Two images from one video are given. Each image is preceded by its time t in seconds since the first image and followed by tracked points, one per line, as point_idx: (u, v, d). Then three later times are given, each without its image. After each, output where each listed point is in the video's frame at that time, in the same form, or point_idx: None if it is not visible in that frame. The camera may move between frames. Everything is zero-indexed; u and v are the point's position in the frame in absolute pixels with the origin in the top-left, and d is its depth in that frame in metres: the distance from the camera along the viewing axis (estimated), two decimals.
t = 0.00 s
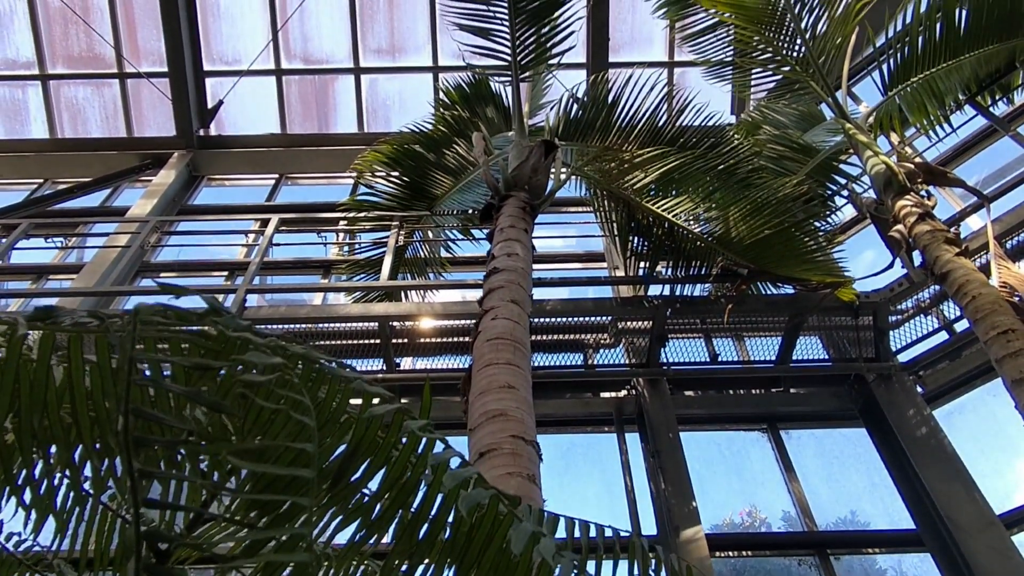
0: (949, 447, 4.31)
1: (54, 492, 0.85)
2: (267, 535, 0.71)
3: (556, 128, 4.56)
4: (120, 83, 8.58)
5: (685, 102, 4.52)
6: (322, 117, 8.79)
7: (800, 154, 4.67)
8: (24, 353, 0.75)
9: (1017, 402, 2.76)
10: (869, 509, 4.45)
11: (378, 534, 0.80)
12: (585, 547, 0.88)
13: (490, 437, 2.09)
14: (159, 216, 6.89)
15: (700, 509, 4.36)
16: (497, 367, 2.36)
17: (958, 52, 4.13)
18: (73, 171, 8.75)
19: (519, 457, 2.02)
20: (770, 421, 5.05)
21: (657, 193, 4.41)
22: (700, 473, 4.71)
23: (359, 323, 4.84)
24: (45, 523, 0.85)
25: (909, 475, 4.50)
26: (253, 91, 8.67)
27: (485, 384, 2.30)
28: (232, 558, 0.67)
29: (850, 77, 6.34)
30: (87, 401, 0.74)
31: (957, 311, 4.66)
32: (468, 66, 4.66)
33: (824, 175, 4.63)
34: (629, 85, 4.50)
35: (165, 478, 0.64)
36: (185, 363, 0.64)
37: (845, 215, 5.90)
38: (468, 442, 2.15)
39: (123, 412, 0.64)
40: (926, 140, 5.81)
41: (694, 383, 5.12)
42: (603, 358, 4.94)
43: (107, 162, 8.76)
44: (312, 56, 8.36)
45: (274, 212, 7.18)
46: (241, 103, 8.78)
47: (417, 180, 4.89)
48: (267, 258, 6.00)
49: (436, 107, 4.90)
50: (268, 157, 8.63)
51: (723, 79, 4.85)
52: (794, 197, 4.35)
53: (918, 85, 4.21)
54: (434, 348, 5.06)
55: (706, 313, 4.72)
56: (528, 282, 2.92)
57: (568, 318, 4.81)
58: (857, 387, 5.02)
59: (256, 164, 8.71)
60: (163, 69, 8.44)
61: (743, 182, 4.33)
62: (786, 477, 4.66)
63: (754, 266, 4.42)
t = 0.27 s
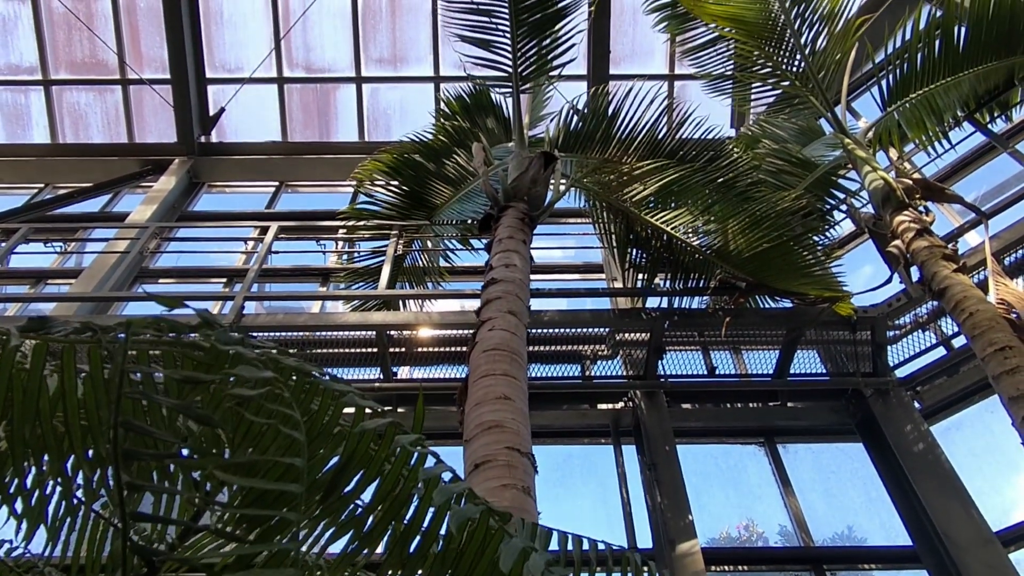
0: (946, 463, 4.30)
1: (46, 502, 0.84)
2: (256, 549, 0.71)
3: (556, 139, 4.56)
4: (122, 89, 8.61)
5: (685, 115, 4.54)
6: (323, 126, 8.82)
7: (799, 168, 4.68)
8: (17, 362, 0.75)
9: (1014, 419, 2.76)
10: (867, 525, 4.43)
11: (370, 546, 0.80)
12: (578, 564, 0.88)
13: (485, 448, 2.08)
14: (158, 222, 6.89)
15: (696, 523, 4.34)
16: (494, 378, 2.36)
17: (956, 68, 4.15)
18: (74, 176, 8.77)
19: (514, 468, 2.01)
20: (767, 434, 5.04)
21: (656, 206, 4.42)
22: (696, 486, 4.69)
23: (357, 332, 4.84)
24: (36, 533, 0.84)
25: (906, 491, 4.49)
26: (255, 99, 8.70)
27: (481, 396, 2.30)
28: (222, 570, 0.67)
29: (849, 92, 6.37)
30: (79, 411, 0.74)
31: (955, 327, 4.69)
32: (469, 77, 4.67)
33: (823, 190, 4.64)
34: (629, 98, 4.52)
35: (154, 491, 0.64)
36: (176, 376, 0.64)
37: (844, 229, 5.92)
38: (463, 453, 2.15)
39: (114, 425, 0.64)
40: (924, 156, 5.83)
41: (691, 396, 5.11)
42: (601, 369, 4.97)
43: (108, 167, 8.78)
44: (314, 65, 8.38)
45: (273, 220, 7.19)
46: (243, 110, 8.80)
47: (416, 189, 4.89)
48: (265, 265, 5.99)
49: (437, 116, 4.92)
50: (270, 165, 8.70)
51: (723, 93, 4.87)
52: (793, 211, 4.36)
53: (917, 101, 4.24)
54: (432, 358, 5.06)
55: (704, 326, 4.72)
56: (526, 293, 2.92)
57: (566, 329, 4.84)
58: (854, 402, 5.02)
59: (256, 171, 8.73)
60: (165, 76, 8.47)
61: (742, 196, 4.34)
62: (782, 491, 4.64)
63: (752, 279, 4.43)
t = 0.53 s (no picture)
0: (939, 476, 4.30)
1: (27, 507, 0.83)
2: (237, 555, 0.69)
3: (554, 147, 4.61)
4: (122, 90, 8.62)
5: (682, 125, 4.56)
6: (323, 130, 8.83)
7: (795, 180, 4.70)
8: None
9: (1006, 433, 2.76)
10: (860, 537, 4.42)
11: (357, 549, 0.79)
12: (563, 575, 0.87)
13: (476, 455, 2.08)
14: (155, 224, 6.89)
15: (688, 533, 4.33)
16: (486, 385, 2.35)
17: (953, 83, 4.16)
18: (72, 176, 8.77)
19: (505, 476, 2.01)
20: (761, 445, 5.04)
21: (652, 215, 4.42)
22: (689, 497, 4.69)
23: (351, 337, 4.83)
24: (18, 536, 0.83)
25: (899, 505, 4.49)
26: (255, 102, 8.71)
27: (473, 402, 2.29)
28: None
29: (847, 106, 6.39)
30: (59, 412, 0.73)
31: (949, 341, 4.63)
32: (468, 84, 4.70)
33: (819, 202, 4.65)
34: (628, 107, 4.54)
35: (131, 495, 0.63)
36: (154, 379, 0.63)
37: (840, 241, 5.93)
38: (454, 460, 2.14)
39: (91, 428, 0.63)
40: (920, 170, 5.86)
41: (685, 406, 5.10)
42: (594, 377, 4.94)
43: (106, 168, 8.78)
44: (315, 69, 8.41)
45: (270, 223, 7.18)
46: (243, 113, 8.81)
47: (414, 195, 4.90)
48: (261, 268, 5.98)
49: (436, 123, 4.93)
50: (268, 168, 8.69)
51: (721, 105, 4.88)
52: (788, 223, 4.38)
53: (913, 115, 4.27)
54: (426, 364, 5.05)
55: (699, 336, 4.72)
56: (520, 300, 2.92)
57: (561, 337, 4.85)
58: (848, 414, 5.02)
59: (254, 175, 8.73)
60: (166, 78, 8.49)
61: (738, 207, 4.35)
62: (775, 503, 4.63)
63: (747, 290, 4.44)
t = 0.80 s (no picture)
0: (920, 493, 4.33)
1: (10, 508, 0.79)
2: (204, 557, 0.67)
3: (544, 153, 4.61)
4: (112, 85, 8.55)
5: (673, 136, 4.59)
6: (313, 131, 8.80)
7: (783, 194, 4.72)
8: None
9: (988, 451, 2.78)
10: (839, 552, 4.43)
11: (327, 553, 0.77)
12: None
13: (456, 460, 2.06)
14: (141, 221, 6.81)
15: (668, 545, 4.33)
16: (469, 390, 2.33)
17: (942, 101, 4.20)
18: (59, 171, 8.67)
19: (484, 481, 1.98)
20: (744, 458, 5.03)
21: (641, 224, 4.43)
22: (670, 508, 4.68)
23: (336, 339, 4.79)
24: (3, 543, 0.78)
25: (879, 521, 4.50)
26: (245, 101, 8.66)
27: (455, 407, 2.27)
28: None
29: (836, 122, 6.45)
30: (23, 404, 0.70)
31: (933, 358, 4.73)
32: (461, 89, 4.69)
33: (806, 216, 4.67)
34: (619, 116, 4.54)
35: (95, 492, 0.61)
36: (125, 371, 0.61)
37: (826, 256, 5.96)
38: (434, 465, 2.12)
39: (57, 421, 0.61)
40: (906, 187, 5.91)
41: (669, 416, 5.09)
42: (579, 386, 4.92)
43: (93, 163, 8.69)
44: (307, 70, 8.37)
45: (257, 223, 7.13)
46: (233, 112, 8.75)
47: (403, 198, 4.87)
48: (247, 267, 5.92)
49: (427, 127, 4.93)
50: (257, 168, 8.64)
51: (712, 117, 4.90)
52: (775, 236, 4.41)
53: (902, 132, 4.30)
54: (411, 368, 5.01)
55: (685, 346, 4.72)
56: (506, 306, 2.91)
57: (547, 344, 4.84)
58: (832, 428, 5.03)
59: (243, 174, 8.67)
60: (157, 75, 8.42)
61: (726, 220, 4.38)
62: (756, 515, 4.63)
63: (733, 302, 4.45)
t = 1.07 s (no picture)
0: (888, 508, 4.41)
1: None
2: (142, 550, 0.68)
3: (529, 160, 4.62)
4: (93, 74, 8.43)
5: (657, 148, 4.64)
6: (298, 130, 8.76)
7: (763, 210, 4.78)
8: None
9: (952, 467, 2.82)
10: (809, 565, 4.47)
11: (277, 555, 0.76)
12: None
13: (428, 464, 2.05)
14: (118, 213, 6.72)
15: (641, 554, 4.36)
16: (445, 395, 2.32)
17: (917, 124, 4.29)
18: (35, 159, 8.52)
19: (455, 486, 1.98)
20: (717, 469, 5.07)
21: (623, 235, 4.44)
22: (644, 517, 4.70)
23: (313, 339, 4.76)
24: None
25: (850, 535, 4.56)
26: (230, 97, 8.59)
27: (429, 410, 2.27)
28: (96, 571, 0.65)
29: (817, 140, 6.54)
30: None
31: (903, 375, 4.74)
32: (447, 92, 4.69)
33: (785, 231, 4.72)
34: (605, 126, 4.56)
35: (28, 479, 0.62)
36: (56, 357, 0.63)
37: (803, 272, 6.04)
38: (406, 468, 2.11)
39: None
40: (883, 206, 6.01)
41: (644, 425, 5.12)
42: (557, 394, 4.92)
43: (71, 152, 8.55)
44: (294, 67, 8.33)
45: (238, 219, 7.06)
46: (217, 107, 8.67)
47: (386, 200, 4.85)
48: (225, 263, 5.86)
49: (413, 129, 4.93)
50: (240, 164, 8.57)
51: (695, 131, 4.96)
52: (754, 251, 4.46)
53: (878, 153, 4.36)
54: (388, 370, 4.99)
55: (662, 356, 4.76)
56: (484, 310, 2.91)
57: (525, 350, 4.84)
58: (804, 442, 5.08)
59: (225, 170, 8.60)
60: (139, 66, 8.31)
61: (706, 233, 4.42)
62: (728, 527, 4.66)
63: (711, 314, 4.49)
